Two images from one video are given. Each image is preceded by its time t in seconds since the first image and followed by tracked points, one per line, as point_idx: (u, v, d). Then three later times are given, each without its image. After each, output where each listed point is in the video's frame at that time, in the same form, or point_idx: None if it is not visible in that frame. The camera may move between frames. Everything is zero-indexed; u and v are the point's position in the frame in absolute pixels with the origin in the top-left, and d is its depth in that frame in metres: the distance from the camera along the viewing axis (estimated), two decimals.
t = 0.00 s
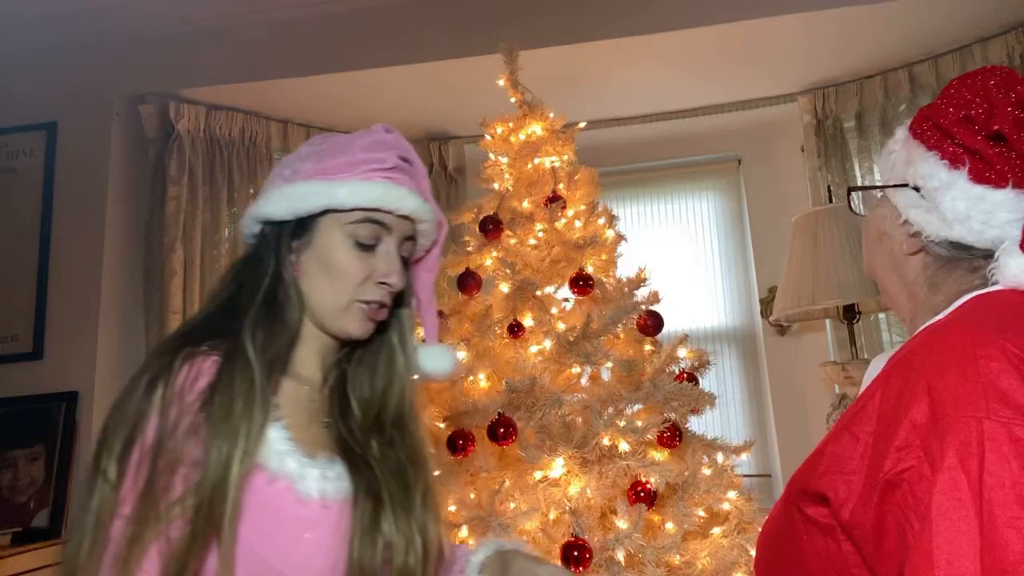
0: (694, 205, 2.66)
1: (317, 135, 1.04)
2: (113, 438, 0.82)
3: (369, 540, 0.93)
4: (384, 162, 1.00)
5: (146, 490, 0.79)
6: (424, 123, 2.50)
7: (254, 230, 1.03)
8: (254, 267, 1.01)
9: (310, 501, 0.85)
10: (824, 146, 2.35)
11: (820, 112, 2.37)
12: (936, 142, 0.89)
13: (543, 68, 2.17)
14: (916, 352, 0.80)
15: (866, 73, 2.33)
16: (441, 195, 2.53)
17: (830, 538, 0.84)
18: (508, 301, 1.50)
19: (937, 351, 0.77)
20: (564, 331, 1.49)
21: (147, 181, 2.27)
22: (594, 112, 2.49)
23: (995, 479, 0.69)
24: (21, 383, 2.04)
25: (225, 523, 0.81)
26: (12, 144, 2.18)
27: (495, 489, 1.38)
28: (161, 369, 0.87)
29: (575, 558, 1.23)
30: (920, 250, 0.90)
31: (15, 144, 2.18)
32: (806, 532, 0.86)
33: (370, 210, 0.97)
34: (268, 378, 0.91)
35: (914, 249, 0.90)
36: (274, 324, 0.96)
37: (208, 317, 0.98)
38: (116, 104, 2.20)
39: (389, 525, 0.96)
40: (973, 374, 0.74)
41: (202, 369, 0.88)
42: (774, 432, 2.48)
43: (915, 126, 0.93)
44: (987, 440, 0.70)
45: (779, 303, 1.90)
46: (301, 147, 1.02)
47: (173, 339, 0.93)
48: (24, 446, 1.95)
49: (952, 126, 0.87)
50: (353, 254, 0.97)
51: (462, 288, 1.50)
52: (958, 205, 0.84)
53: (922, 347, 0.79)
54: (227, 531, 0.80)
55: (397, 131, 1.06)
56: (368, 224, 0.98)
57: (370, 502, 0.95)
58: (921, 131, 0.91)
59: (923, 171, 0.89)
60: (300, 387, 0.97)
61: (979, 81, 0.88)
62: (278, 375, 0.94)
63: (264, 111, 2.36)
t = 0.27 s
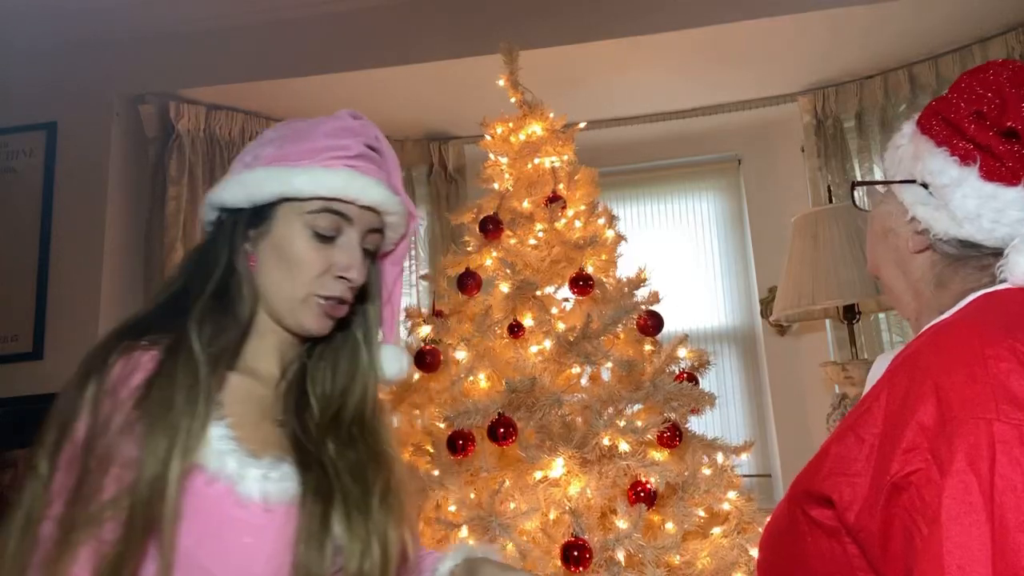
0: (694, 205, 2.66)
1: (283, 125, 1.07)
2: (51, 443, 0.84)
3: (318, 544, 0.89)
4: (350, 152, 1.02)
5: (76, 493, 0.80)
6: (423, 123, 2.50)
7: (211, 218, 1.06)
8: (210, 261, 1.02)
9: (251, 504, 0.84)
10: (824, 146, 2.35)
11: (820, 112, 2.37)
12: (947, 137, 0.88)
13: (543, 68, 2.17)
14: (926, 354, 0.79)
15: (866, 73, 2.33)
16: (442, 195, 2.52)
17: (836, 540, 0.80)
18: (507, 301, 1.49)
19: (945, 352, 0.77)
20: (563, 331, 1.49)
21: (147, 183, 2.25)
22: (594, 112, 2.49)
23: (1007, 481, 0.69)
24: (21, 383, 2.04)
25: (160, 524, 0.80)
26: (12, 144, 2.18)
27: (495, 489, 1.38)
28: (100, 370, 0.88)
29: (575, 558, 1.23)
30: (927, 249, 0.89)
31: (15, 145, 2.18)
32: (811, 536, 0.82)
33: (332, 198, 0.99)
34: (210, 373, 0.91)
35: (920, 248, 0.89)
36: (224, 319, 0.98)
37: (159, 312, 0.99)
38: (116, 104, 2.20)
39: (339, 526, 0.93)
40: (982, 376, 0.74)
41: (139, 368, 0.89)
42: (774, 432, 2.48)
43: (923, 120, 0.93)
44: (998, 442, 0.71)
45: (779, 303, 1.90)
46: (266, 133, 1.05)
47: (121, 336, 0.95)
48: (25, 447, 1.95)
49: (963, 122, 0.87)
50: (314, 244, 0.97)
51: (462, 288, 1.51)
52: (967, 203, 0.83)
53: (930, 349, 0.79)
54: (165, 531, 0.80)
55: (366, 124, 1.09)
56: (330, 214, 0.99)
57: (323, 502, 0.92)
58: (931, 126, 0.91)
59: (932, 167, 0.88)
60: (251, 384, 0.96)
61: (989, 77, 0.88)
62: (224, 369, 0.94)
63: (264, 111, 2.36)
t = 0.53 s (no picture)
0: (694, 205, 2.66)
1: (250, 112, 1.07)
2: None
3: (269, 556, 0.86)
4: (310, 139, 1.00)
5: (19, 492, 0.81)
6: (424, 123, 2.50)
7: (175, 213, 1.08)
8: (172, 257, 1.03)
9: (197, 511, 0.84)
10: (824, 146, 2.35)
11: (820, 112, 2.37)
12: (951, 136, 0.87)
13: (543, 68, 2.17)
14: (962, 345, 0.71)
15: (866, 73, 2.33)
16: (442, 195, 2.52)
17: (849, 540, 0.71)
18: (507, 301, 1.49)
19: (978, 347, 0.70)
20: (563, 331, 1.49)
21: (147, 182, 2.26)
22: (594, 112, 2.49)
23: None
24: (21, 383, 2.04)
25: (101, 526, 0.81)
26: (12, 143, 2.18)
27: (495, 489, 1.38)
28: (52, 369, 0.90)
29: (575, 558, 1.23)
30: (935, 248, 0.88)
31: (15, 145, 2.17)
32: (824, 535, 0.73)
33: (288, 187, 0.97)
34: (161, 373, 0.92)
35: (927, 248, 0.89)
36: (184, 319, 1.00)
37: (123, 306, 1.01)
38: (116, 104, 2.20)
39: (295, 535, 0.90)
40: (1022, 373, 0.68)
41: (90, 368, 0.91)
42: (774, 432, 2.48)
43: (928, 116, 0.91)
44: None
45: (779, 303, 1.90)
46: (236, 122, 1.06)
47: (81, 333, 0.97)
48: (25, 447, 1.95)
49: (969, 119, 0.86)
50: (271, 238, 0.96)
51: (462, 288, 1.50)
52: (975, 200, 0.83)
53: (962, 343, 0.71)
54: (105, 534, 0.81)
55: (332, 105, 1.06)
56: (288, 204, 0.97)
57: (278, 512, 0.89)
58: (935, 123, 0.89)
59: (937, 166, 0.88)
60: (206, 382, 0.96)
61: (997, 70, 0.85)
62: (176, 369, 0.95)
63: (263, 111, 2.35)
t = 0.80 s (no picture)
0: (694, 205, 2.67)
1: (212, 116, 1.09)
2: None
3: (252, 563, 0.85)
4: (252, 123, 1.00)
5: (7, 490, 0.81)
6: (424, 123, 2.50)
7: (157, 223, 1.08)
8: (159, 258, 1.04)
9: (179, 509, 0.84)
10: (824, 146, 2.35)
11: (820, 112, 2.37)
12: (967, 130, 0.73)
13: (543, 67, 2.16)
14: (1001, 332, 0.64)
15: (866, 73, 2.33)
16: (442, 195, 2.53)
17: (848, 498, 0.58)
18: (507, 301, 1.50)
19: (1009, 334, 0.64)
20: (564, 331, 1.49)
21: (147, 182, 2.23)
22: (594, 112, 2.49)
23: None
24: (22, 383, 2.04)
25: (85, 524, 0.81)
26: (12, 143, 2.18)
27: (495, 489, 1.38)
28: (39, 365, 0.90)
29: (575, 558, 1.23)
30: (961, 252, 0.73)
31: (15, 144, 2.17)
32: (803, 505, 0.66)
33: (230, 172, 0.97)
34: (147, 371, 0.92)
35: (952, 253, 0.74)
36: (172, 318, 1.00)
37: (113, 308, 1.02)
38: (115, 104, 2.20)
39: (281, 538, 0.89)
40: None
41: (77, 365, 0.91)
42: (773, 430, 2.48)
43: (927, 116, 0.77)
44: None
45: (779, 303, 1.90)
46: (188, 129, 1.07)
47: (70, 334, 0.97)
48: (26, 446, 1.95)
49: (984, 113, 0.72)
50: (223, 228, 0.97)
51: (462, 288, 1.51)
52: (1011, 201, 0.70)
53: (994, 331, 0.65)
54: (90, 532, 0.81)
55: (277, 87, 1.05)
56: (236, 191, 0.98)
57: (264, 516, 0.88)
58: (942, 122, 0.75)
59: (959, 167, 0.73)
60: (192, 380, 0.96)
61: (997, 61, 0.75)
62: (162, 367, 0.95)
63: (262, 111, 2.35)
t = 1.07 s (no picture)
0: (694, 205, 2.67)
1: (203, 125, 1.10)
2: None
3: (244, 560, 0.85)
4: (241, 132, 1.01)
5: (10, 490, 0.82)
6: (423, 123, 2.50)
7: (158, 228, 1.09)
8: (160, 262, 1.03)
9: (174, 506, 0.84)
10: (824, 146, 2.35)
11: (820, 112, 2.37)
12: (964, 133, 0.73)
13: (543, 68, 2.16)
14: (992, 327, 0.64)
15: (866, 73, 2.33)
16: (442, 195, 2.53)
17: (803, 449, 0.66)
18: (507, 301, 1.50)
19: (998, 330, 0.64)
20: (563, 331, 1.49)
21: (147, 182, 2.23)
22: (594, 112, 2.49)
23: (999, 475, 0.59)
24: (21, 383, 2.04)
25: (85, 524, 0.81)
26: (12, 143, 2.18)
27: (495, 489, 1.38)
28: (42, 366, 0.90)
29: (575, 558, 1.23)
30: (961, 257, 0.73)
31: (15, 145, 2.17)
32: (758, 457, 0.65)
33: (221, 180, 0.98)
34: (148, 375, 0.92)
35: (952, 258, 0.73)
36: (174, 322, 1.00)
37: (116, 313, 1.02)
38: (115, 104, 2.20)
39: (275, 535, 0.88)
40: None
41: (79, 368, 0.91)
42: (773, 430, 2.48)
43: (922, 120, 0.76)
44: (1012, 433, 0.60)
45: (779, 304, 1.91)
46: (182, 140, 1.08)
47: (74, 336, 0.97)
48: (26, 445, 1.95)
49: (982, 118, 0.72)
50: (216, 234, 0.97)
51: (462, 288, 1.50)
52: (1013, 207, 0.69)
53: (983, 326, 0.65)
54: (90, 532, 0.81)
55: (264, 92, 1.05)
56: (230, 198, 0.99)
57: (258, 513, 0.88)
58: (939, 126, 0.74)
59: (959, 172, 0.72)
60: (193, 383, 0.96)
61: (990, 63, 0.74)
62: (164, 370, 0.94)
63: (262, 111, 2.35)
